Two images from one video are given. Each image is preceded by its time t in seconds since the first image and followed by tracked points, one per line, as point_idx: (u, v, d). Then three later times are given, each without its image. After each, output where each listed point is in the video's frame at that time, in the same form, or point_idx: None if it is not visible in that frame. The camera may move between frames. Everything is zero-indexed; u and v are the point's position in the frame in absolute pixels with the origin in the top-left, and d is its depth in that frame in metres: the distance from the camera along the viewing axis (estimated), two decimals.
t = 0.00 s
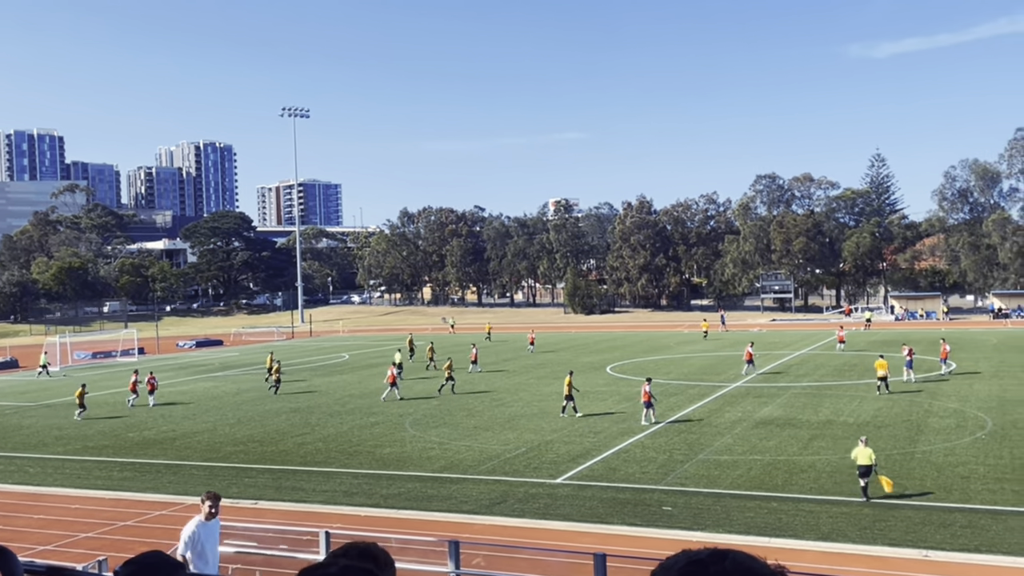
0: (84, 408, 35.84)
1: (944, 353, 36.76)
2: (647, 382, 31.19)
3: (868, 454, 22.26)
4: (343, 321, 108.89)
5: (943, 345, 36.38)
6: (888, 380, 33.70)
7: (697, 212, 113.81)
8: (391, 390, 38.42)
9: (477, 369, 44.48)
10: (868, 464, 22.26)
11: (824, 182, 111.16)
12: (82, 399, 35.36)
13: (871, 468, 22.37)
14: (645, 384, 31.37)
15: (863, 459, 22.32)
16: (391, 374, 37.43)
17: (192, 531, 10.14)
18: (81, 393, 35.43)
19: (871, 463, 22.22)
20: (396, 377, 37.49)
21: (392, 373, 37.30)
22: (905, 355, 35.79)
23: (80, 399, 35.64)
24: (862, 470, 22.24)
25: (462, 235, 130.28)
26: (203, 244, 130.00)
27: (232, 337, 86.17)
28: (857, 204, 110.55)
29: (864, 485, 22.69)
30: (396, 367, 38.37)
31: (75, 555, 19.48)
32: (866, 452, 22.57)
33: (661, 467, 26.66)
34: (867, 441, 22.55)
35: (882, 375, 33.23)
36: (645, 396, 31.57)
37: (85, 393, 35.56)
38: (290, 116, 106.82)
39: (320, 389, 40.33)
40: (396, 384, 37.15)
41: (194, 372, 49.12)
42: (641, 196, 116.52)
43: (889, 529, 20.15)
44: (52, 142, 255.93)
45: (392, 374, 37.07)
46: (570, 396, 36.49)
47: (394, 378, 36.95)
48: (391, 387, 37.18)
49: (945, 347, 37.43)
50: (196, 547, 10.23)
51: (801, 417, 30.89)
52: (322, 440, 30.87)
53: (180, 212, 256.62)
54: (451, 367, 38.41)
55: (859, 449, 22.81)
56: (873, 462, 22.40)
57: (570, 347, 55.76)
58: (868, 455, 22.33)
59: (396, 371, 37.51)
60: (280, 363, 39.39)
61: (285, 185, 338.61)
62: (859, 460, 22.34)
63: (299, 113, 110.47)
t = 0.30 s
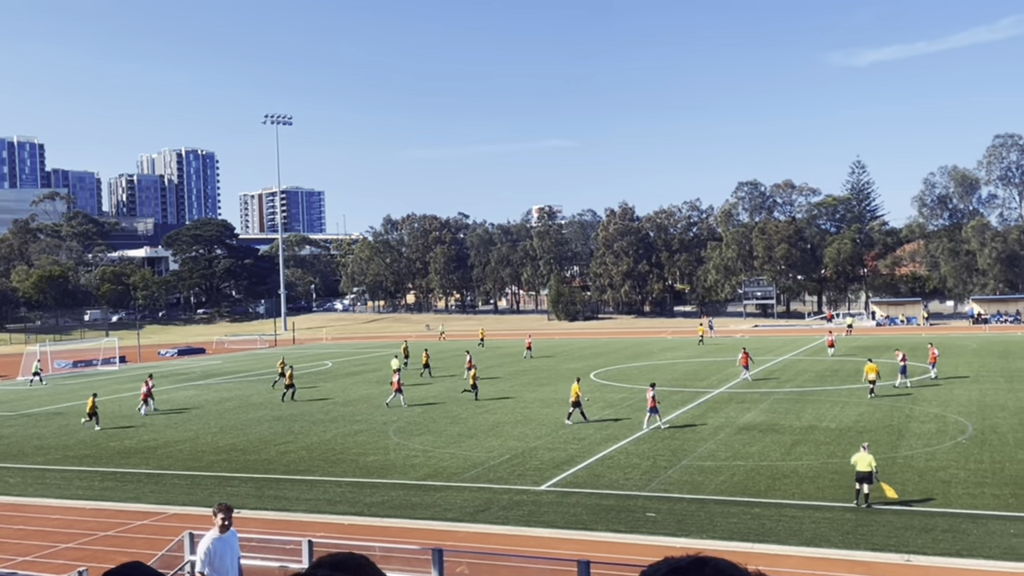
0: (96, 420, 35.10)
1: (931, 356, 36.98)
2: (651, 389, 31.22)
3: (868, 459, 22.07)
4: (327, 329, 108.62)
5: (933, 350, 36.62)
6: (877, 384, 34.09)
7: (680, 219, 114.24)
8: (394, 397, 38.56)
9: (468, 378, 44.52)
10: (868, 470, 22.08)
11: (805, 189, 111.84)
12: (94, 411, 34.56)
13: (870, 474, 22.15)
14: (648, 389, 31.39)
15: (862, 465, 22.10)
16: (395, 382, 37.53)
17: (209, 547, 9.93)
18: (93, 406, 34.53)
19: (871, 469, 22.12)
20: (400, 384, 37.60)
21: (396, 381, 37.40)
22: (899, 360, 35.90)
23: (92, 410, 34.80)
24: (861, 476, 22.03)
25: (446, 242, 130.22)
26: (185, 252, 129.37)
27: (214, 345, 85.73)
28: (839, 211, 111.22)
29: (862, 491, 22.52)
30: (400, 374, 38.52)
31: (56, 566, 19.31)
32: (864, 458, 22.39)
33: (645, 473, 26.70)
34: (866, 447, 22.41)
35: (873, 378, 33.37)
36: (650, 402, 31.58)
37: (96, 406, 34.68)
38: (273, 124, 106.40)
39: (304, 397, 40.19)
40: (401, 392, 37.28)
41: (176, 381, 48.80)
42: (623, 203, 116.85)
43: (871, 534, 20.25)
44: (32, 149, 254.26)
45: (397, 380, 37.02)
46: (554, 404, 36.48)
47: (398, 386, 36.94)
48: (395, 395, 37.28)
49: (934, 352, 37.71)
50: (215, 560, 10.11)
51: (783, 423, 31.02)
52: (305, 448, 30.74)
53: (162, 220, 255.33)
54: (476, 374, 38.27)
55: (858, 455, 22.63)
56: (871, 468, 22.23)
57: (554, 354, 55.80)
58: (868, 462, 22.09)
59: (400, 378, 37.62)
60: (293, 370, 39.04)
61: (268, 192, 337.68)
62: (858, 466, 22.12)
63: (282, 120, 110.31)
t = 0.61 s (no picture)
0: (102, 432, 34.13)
1: (922, 363, 37.06)
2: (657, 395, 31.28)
3: (868, 466, 22.07)
4: (310, 339, 108.35)
5: (924, 356, 36.73)
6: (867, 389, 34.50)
7: (662, 227, 114.55)
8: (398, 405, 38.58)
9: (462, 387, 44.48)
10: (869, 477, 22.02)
11: (787, 197, 112.44)
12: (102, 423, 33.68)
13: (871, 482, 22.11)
14: (656, 395, 31.28)
15: (863, 472, 22.09)
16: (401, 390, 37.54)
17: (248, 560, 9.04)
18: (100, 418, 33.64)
19: (872, 476, 22.08)
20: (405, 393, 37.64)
21: (400, 390, 37.42)
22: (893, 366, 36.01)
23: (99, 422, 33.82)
24: (862, 483, 22.02)
25: (429, 251, 130.09)
26: (167, 261, 128.64)
27: (197, 355, 85.30)
28: (820, 218, 111.85)
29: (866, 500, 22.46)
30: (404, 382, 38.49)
31: None
32: (865, 466, 22.39)
33: (629, 481, 26.72)
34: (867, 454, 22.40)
35: (863, 385, 33.86)
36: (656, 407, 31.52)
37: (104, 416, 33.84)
38: (255, 132, 105.85)
39: (287, 407, 40.00)
40: (405, 400, 37.34)
41: (157, 392, 48.44)
42: (606, 211, 117.17)
43: (855, 540, 20.33)
44: (12, 159, 252.47)
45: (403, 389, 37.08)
46: (538, 412, 36.46)
47: (404, 394, 37.04)
48: (400, 403, 37.33)
49: (925, 358, 37.81)
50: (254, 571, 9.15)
51: (766, 430, 31.13)
52: (289, 458, 30.61)
53: (144, 229, 253.96)
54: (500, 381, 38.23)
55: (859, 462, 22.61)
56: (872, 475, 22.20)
57: (538, 362, 55.77)
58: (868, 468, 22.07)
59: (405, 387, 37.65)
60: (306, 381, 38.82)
61: (251, 201, 336.76)
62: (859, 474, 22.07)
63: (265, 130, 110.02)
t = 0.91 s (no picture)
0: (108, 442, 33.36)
1: (915, 367, 37.21)
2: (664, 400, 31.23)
3: (872, 470, 22.04)
4: (295, 345, 107.95)
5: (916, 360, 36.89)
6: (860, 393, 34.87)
7: (647, 232, 114.73)
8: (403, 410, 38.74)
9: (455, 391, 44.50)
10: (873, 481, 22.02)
11: (771, 203, 112.91)
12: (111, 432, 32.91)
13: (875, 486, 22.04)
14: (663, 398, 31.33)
15: (868, 476, 22.06)
16: (407, 395, 37.71)
17: None
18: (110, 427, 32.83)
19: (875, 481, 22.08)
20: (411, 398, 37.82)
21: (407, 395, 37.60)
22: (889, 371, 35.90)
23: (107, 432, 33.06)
24: (866, 488, 22.01)
25: (415, 257, 129.84)
26: (151, 268, 127.83)
27: (180, 363, 84.77)
28: (803, 223, 112.36)
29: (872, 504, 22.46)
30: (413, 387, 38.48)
31: None
32: (869, 470, 22.37)
33: (615, 486, 26.72)
34: (871, 458, 22.35)
35: (855, 386, 34.11)
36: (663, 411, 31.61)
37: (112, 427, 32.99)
38: (239, 138, 105.27)
39: (271, 414, 39.84)
40: (410, 404, 37.38)
41: (139, 399, 48.12)
42: (591, 217, 117.31)
43: (840, 544, 20.39)
44: None
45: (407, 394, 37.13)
46: (523, 417, 36.45)
47: (409, 399, 37.11)
48: (406, 408, 37.50)
49: (917, 362, 37.99)
50: None
51: (750, 434, 31.23)
52: (273, 466, 30.47)
53: (127, 236, 252.42)
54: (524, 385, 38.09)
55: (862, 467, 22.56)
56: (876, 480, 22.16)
57: (524, 368, 55.73)
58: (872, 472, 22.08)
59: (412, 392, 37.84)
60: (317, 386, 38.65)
61: (235, 207, 335.35)
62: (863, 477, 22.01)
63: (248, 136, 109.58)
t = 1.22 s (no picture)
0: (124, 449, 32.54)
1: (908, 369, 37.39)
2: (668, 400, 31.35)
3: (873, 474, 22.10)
4: (277, 348, 107.64)
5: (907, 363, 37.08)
6: (850, 394, 35.29)
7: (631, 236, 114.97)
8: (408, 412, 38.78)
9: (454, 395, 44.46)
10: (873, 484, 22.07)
11: (753, 206, 113.38)
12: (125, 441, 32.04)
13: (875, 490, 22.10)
14: (665, 401, 31.55)
15: (868, 480, 22.10)
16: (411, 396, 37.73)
17: None
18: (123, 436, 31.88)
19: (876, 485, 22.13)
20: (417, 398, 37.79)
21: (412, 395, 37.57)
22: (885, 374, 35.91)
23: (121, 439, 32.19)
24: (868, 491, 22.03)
25: (398, 260, 129.57)
26: (133, 271, 127.04)
27: (162, 366, 84.21)
28: (785, 228, 112.88)
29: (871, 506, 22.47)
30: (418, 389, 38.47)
31: None
32: (870, 474, 22.39)
33: (599, 490, 26.75)
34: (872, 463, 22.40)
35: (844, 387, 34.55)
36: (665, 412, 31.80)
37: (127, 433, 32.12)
38: (221, 140, 104.82)
39: (256, 418, 39.67)
40: (416, 405, 37.33)
41: (120, 403, 47.74)
42: (574, 220, 117.44)
43: (822, 547, 20.49)
44: None
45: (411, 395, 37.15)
46: (508, 421, 36.47)
47: (414, 399, 37.11)
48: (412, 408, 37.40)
49: (910, 364, 38.17)
50: None
51: (732, 437, 31.41)
52: (256, 470, 30.32)
53: (108, 239, 250.71)
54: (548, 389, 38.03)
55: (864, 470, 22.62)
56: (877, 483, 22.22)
57: (508, 372, 55.67)
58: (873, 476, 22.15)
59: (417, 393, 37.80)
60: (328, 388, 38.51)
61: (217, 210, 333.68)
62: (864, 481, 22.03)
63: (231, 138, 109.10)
